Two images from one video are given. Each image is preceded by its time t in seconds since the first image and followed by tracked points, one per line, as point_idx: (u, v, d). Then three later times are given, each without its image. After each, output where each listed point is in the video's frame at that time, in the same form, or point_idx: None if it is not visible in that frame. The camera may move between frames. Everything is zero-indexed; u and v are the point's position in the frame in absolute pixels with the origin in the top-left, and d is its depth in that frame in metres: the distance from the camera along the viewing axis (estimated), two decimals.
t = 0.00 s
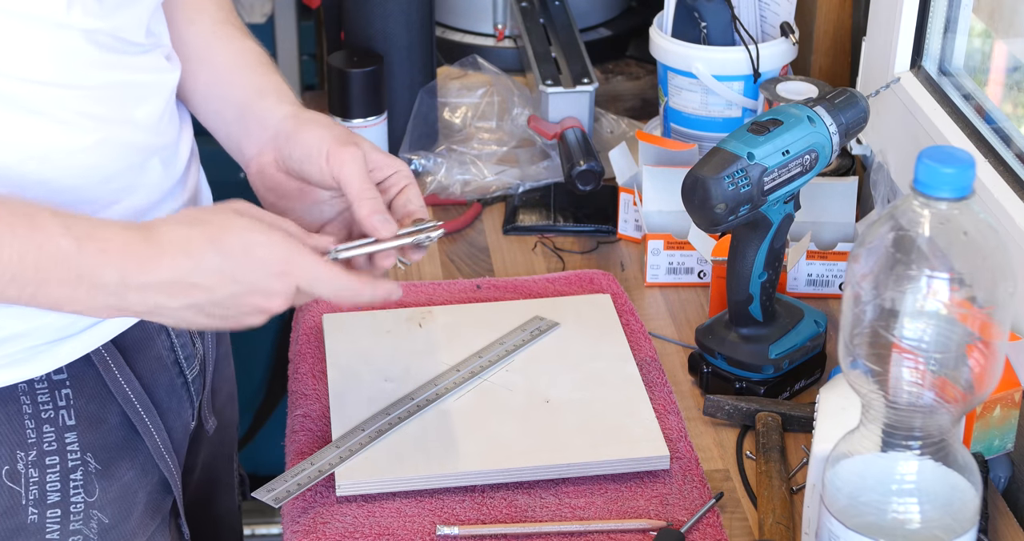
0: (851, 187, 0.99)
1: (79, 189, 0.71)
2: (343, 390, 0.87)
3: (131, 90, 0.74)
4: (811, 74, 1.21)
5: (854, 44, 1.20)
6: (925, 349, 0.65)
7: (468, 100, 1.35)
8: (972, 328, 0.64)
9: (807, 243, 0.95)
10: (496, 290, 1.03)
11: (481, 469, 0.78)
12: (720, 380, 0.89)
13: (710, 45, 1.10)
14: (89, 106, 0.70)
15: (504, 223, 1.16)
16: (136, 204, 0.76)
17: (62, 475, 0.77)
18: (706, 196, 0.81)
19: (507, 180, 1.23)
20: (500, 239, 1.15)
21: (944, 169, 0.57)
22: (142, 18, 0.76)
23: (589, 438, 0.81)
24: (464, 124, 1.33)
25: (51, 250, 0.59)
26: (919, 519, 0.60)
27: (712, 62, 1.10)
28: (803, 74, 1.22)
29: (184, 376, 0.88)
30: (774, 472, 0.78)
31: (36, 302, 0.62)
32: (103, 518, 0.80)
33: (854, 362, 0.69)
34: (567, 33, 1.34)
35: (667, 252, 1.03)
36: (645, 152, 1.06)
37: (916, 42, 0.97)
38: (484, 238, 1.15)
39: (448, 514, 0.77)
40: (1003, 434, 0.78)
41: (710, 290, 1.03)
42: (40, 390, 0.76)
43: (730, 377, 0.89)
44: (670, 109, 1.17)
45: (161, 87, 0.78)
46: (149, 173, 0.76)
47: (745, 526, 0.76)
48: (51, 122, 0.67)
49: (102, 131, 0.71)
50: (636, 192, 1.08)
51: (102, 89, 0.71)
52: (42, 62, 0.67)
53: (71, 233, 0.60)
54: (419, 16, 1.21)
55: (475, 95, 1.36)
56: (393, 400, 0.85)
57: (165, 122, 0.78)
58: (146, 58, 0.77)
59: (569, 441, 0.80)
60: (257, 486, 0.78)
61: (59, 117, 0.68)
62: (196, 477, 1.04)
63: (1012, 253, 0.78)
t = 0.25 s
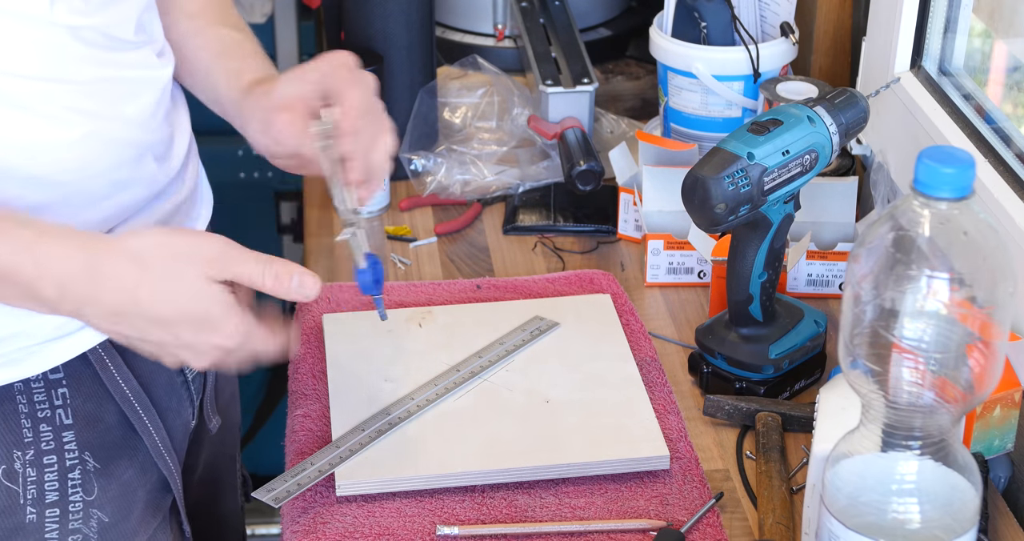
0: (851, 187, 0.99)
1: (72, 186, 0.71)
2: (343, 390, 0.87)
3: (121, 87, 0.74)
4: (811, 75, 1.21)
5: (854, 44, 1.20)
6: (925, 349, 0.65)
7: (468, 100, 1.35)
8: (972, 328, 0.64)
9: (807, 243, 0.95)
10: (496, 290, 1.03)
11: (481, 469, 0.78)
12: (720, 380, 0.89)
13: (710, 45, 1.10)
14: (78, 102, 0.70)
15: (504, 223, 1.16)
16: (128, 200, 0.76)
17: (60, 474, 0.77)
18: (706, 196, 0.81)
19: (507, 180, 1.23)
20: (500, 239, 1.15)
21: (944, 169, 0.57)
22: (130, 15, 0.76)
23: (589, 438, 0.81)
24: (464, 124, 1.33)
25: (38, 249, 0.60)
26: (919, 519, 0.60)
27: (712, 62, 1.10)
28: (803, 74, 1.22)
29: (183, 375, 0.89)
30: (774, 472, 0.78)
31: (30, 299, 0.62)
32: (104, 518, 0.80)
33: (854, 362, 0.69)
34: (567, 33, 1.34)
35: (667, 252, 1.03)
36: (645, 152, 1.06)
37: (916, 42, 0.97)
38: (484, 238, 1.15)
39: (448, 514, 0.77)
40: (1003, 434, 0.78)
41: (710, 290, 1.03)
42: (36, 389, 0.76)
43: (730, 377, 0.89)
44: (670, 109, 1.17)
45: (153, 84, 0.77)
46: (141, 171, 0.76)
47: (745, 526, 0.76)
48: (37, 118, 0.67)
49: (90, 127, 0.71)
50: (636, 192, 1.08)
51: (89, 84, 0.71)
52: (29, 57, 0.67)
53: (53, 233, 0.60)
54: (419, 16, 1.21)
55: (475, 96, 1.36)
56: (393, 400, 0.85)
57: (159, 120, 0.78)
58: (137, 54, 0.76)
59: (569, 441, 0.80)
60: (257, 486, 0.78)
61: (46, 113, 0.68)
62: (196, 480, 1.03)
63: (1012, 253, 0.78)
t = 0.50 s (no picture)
0: (851, 187, 0.99)
1: (53, 188, 0.71)
2: (343, 390, 0.87)
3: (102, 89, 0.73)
4: (811, 75, 1.21)
5: (854, 44, 1.20)
6: (925, 349, 0.65)
7: (468, 100, 1.35)
8: (973, 328, 0.64)
9: (807, 243, 0.95)
10: (496, 290, 1.03)
11: (481, 469, 0.78)
12: (720, 380, 0.89)
13: (710, 45, 1.10)
14: (61, 104, 0.70)
15: (504, 223, 1.16)
16: (110, 204, 0.75)
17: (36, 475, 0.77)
18: (706, 196, 0.81)
19: (507, 180, 1.23)
20: (500, 239, 1.15)
21: (944, 169, 0.57)
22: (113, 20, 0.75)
23: (590, 438, 0.81)
24: (464, 124, 1.33)
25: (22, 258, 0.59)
26: (919, 519, 0.60)
27: (712, 62, 1.10)
28: (803, 74, 1.22)
29: (167, 375, 0.88)
30: (773, 472, 0.78)
31: (21, 305, 0.61)
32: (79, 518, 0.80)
33: (854, 362, 0.69)
34: (567, 33, 1.34)
35: (667, 252, 1.03)
36: (645, 153, 1.06)
37: (916, 42, 0.97)
38: (484, 238, 1.15)
39: (448, 514, 0.77)
40: (1003, 434, 0.78)
41: (710, 290, 1.03)
42: (12, 389, 0.75)
43: (730, 377, 0.89)
44: (670, 109, 1.17)
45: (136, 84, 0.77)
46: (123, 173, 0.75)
47: (745, 526, 0.76)
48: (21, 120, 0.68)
49: (72, 127, 0.70)
50: (636, 192, 1.08)
51: (74, 84, 0.71)
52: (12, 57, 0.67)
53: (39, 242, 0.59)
54: (419, 16, 1.21)
55: (475, 96, 1.36)
56: (393, 400, 0.85)
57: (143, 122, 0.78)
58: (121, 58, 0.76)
59: (569, 441, 0.80)
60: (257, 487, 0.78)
61: (29, 112, 0.68)
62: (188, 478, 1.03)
63: (1012, 253, 0.78)
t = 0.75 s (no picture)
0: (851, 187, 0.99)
1: None
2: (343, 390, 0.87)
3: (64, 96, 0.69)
4: (811, 75, 1.21)
5: (854, 44, 1.20)
6: (925, 349, 0.65)
7: (468, 100, 1.35)
8: (973, 328, 0.64)
9: (807, 243, 0.95)
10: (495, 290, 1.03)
11: (481, 468, 0.78)
12: (720, 381, 0.89)
13: (710, 45, 1.10)
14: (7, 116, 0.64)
15: (504, 223, 1.16)
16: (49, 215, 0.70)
17: None
18: (706, 196, 0.81)
19: (507, 180, 1.23)
20: (500, 239, 1.15)
21: (944, 169, 0.57)
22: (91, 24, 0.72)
23: (590, 438, 0.81)
24: (464, 124, 1.33)
25: None
26: (919, 519, 0.60)
27: (712, 62, 1.10)
28: (803, 74, 1.22)
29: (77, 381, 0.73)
30: (774, 472, 0.78)
31: None
32: None
33: (854, 362, 0.69)
34: (567, 33, 1.34)
35: (667, 252, 1.03)
36: (645, 153, 1.06)
37: (916, 42, 0.97)
38: (484, 238, 1.15)
39: (448, 514, 0.77)
40: (1003, 434, 0.78)
41: (709, 290, 1.03)
42: None
43: (730, 376, 0.89)
44: (670, 109, 1.17)
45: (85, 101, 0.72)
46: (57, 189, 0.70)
47: (745, 526, 0.76)
48: None
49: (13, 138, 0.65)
50: (636, 192, 1.08)
51: (30, 96, 0.66)
52: None
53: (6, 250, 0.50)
54: (419, 16, 1.21)
55: (475, 96, 1.36)
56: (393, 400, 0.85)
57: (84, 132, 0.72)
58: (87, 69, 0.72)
59: (569, 441, 0.80)
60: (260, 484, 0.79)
61: None
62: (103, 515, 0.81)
63: (1012, 253, 0.78)
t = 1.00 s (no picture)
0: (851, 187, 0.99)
1: None
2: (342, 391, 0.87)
3: None
4: (811, 75, 1.21)
5: (854, 44, 1.20)
6: (925, 349, 0.65)
7: (468, 100, 1.35)
8: (972, 328, 0.64)
9: (807, 243, 0.95)
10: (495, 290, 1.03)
11: (481, 468, 0.78)
12: (720, 381, 0.89)
13: (710, 46, 1.10)
14: None
15: (504, 223, 1.16)
16: None
17: None
18: (706, 196, 0.81)
19: (507, 180, 1.23)
20: (500, 239, 1.15)
21: (944, 169, 0.57)
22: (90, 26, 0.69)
23: (590, 438, 0.81)
24: (464, 124, 1.33)
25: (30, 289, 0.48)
26: (919, 519, 0.60)
27: (712, 62, 1.10)
28: (803, 74, 1.22)
29: None
30: (774, 472, 0.78)
31: None
32: None
33: (854, 362, 0.69)
34: (567, 33, 1.34)
35: (667, 252, 1.03)
36: (645, 153, 1.06)
37: (916, 42, 0.97)
38: (484, 238, 1.15)
39: (448, 514, 0.77)
40: (1003, 434, 0.78)
41: (709, 289, 1.03)
42: None
43: (730, 376, 0.89)
44: (670, 109, 1.17)
45: None
46: None
47: (745, 526, 0.76)
48: None
49: None
50: (636, 193, 1.08)
51: None
52: None
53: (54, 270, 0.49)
54: (419, 16, 1.21)
55: (475, 96, 1.36)
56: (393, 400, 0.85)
57: None
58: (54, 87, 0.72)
59: (569, 442, 0.80)
60: (247, 501, 0.78)
61: None
62: None
63: (1012, 253, 0.78)
